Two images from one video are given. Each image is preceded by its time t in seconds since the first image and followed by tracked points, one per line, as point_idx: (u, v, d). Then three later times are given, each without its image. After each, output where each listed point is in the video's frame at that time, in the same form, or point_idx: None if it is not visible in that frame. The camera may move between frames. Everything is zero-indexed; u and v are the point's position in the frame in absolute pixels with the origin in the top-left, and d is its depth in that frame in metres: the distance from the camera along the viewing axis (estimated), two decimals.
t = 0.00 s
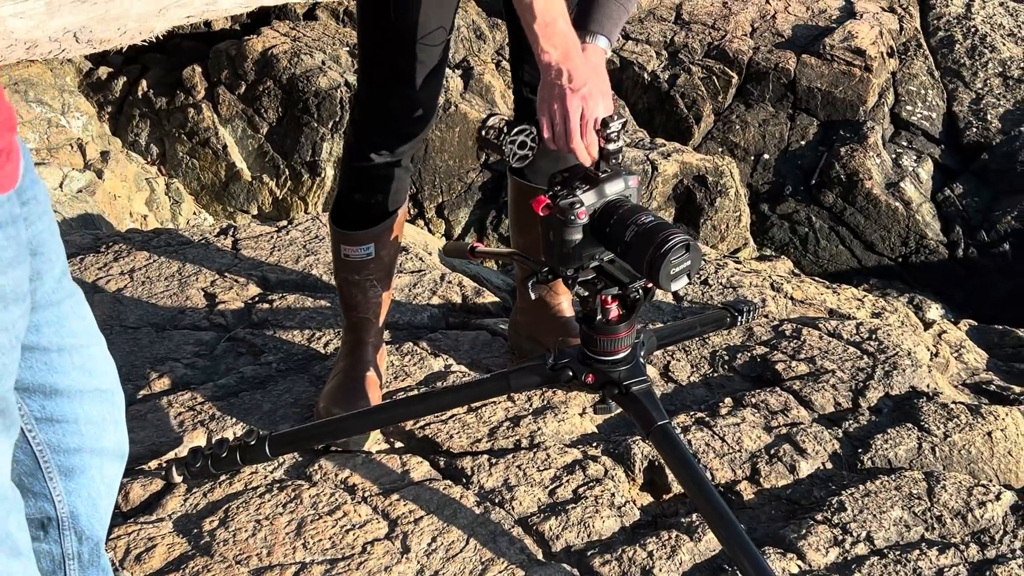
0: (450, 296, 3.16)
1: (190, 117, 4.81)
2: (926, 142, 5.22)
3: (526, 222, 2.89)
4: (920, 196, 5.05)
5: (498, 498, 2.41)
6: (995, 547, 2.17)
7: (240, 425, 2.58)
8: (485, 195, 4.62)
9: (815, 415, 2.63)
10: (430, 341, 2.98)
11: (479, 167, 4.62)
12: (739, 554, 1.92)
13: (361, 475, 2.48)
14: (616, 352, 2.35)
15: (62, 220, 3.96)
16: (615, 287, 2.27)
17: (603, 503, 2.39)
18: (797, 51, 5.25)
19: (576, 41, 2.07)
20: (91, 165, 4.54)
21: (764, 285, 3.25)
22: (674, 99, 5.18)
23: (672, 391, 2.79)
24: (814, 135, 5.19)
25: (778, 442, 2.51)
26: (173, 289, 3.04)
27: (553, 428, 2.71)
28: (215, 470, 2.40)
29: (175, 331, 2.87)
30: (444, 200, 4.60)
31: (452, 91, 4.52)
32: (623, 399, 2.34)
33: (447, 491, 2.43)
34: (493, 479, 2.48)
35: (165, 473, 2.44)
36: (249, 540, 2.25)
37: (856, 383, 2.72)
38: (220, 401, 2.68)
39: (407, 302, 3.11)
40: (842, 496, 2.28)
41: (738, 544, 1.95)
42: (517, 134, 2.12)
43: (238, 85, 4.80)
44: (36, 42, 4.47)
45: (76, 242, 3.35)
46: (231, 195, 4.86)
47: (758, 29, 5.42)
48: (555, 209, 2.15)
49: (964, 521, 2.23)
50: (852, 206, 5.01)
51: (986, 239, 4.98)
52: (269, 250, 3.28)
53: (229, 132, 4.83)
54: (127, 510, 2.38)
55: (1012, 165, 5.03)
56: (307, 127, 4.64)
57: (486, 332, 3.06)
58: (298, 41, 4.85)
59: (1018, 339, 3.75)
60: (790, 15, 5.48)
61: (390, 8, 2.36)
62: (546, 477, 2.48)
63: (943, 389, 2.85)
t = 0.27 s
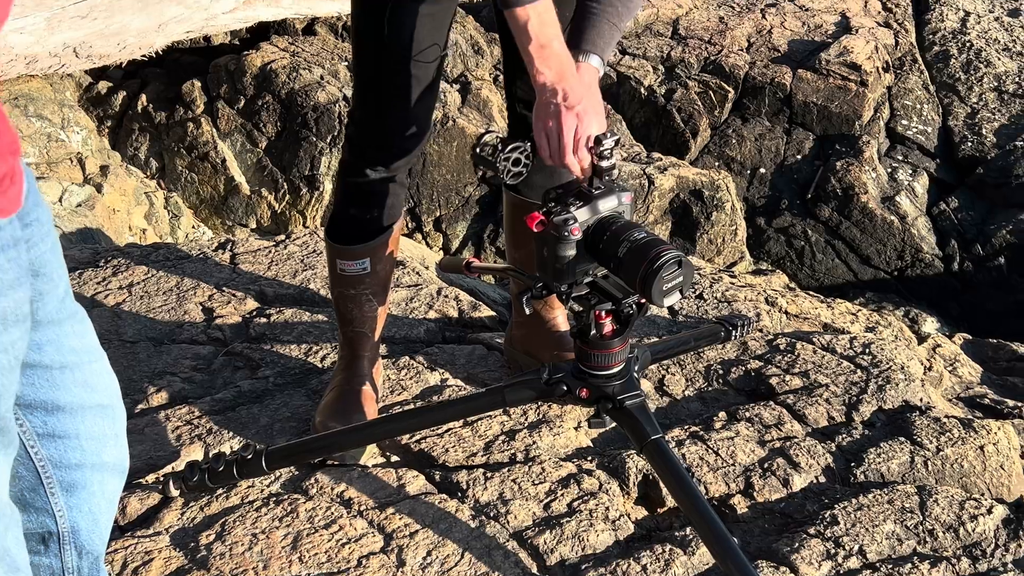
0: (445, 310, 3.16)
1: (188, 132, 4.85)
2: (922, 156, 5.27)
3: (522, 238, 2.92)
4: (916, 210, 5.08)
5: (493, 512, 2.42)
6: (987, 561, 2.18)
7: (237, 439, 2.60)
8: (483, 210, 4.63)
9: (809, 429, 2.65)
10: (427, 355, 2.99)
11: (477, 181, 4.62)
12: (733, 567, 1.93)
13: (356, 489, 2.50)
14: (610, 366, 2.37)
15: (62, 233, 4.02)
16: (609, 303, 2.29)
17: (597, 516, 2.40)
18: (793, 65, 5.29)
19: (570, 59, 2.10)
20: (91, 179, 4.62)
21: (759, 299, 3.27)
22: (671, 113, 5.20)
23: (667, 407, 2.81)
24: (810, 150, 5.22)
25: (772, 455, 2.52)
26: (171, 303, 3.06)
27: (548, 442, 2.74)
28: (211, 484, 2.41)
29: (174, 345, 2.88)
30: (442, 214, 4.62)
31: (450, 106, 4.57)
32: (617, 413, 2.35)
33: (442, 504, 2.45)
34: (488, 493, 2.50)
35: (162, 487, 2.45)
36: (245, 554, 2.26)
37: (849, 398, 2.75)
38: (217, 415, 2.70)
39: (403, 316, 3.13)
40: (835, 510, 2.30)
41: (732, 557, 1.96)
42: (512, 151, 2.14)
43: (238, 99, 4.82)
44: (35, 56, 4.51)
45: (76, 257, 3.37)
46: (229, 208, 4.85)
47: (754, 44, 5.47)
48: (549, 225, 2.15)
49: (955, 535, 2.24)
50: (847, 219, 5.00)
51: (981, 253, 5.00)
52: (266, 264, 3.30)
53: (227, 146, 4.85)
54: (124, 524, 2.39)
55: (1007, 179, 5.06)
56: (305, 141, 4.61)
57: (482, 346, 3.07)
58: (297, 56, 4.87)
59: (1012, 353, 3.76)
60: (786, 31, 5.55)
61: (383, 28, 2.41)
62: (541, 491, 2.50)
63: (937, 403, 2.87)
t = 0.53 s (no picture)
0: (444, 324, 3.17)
1: (189, 147, 4.88)
2: (917, 172, 5.30)
3: (519, 255, 2.96)
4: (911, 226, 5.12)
5: (490, 526, 2.45)
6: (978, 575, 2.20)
7: (237, 454, 2.62)
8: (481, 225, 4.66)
9: (803, 444, 2.68)
10: (424, 371, 3.02)
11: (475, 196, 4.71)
12: None
13: (355, 504, 2.53)
14: (605, 382, 2.40)
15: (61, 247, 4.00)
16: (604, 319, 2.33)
17: (593, 531, 2.43)
18: (788, 83, 5.34)
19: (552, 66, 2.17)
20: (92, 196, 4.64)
21: (754, 315, 3.30)
22: (668, 130, 5.27)
23: (663, 422, 2.84)
24: (806, 166, 5.25)
25: (765, 470, 2.55)
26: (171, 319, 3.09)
27: (544, 456, 2.76)
28: (211, 499, 2.43)
29: (174, 360, 2.90)
30: (440, 230, 4.63)
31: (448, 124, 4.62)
32: (612, 429, 2.37)
33: (439, 519, 2.47)
34: (485, 508, 2.52)
35: (162, 502, 2.48)
36: (245, 568, 2.28)
37: (842, 413, 2.78)
38: (217, 430, 2.72)
39: (401, 331, 3.15)
40: (827, 525, 2.32)
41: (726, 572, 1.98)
42: (507, 171, 2.26)
43: (238, 117, 4.88)
44: (37, 75, 4.43)
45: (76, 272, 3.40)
46: (229, 225, 4.87)
47: (749, 62, 5.53)
48: (544, 243, 2.23)
49: (947, 549, 2.26)
50: (842, 236, 5.03)
51: (976, 268, 5.05)
52: (266, 280, 3.33)
53: (227, 163, 4.90)
54: (124, 538, 2.42)
55: (1001, 195, 5.10)
56: (305, 158, 4.67)
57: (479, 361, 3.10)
58: (297, 74, 4.95)
59: (1006, 368, 3.79)
60: (782, 49, 5.62)
61: (378, 49, 2.44)
62: (537, 506, 2.53)
63: (929, 418, 2.90)
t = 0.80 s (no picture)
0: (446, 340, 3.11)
1: (193, 163, 4.85)
2: (916, 188, 5.36)
3: (522, 270, 3.02)
4: (910, 241, 5.16)
5: (493, 538, 2.47)
6: None
7: (243, 467, 2.64)
8: (483, 240, 4.70)
9: (804, 457, 2.70)
10: (428, 385, 3.03)
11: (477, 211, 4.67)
12: None
13: (360, 516, 2.55)
14: (608, 395, 2.42)
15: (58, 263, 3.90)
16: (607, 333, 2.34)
17: (596, 543, 2.45)
18: (789, 98, 5.39)
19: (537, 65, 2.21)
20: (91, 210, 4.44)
21: (754, 329, 3.34)
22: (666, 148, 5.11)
23: (664, 436, 2.86)
24: (806, 181, 5.31)
25: (767, 483, 2.58)
26: (177, 333, 3.12)
27: (547, 469, 2.79)
28: (218, 511, 2.44)
29: (180, 373, 2.90)
30: (442, 244, 4.64)
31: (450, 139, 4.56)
32: (614, 440, 2.40)
33: (443, 531, 2.49)
34: (488, 520, 2.54)
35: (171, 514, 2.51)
36: None
37: (841, 426, 2.80)
38: (224, 443, 2.74)
39: (405, 345, 3.12)
40: (828, 536, 2.34)
41: None
42: (511, 187, 2.18)
43: (241, 133, 4.87)
44: (43, 91, 4.46)
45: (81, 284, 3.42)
46: (232, 239, 4.79)
47: (750, 78, 5.56)
48: (548, 258, 2.24)
49: (947, 561, 2.28)
50: (843, 250, 5.09)
51: (975, 283, 5.06)
52: (270, 294, 3.38)
53: (230, 179, 4.85)
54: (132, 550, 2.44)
55: (999, 211, 5.13)
56: (309, 174, 4.62)
57: (483, 375, 3.09)
58: (300, 90, 4.97)
59: (1004, 382, 3.81)
60: (781, 64, 5.66)
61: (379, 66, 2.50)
62: (541, 518, 2.55)
63: (928, 431, 2.92)
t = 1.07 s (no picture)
0: (435, 367, 2.46)
1: (120, 151, 3.93)
2: (1010, 181, 4.04)
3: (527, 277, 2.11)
4: (1003, 246, 3.81)
5: None
6: None
7: (184, 524, 1.99)
8: (478, 245, 3.82)
9: (874, 512, 1.84)
10: (410, 422, 2.26)
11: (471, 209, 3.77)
12: None
13: None
14: (634, 433, 1.65)
15: None
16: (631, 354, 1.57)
17: None
18: (851, 72, 4.07)
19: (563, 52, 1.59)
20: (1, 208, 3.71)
21: (812, 354, 2.45)
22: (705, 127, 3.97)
23: (700, 482, 1.98)
24: (874, 172, 4.00)
25: (829, 543, 1.75)
26: (102, 359, 2.54)
27: (558, 527, 1.91)
28: None
29: (106, 409, 2.38)
30: (428, 250, 3.78)
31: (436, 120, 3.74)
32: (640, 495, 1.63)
33: None
34: None
35: None
36: None
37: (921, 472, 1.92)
38: (160, 494, 2.09)
39: (383, 375, 2.43)
40: None
41: None
42: (515, 176, 1.49)
43: (181, 113, 3.93)
44: None
45: None
46: (169, 244, 3.92)
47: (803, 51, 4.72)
48: (556, 264, 1.50)
49: None
50: (920, 257, 3.78)
51: None
52: (217, 311, 2.79)
53: (168, 170, 3.94)
54: None
55: None
56: (262, 164, 3.76)
57: (478, 411, 2.33)
58: (252, 61, 3.99)
59: None
60: (844, 29, 4.35)
61: None
62: None
63: None
